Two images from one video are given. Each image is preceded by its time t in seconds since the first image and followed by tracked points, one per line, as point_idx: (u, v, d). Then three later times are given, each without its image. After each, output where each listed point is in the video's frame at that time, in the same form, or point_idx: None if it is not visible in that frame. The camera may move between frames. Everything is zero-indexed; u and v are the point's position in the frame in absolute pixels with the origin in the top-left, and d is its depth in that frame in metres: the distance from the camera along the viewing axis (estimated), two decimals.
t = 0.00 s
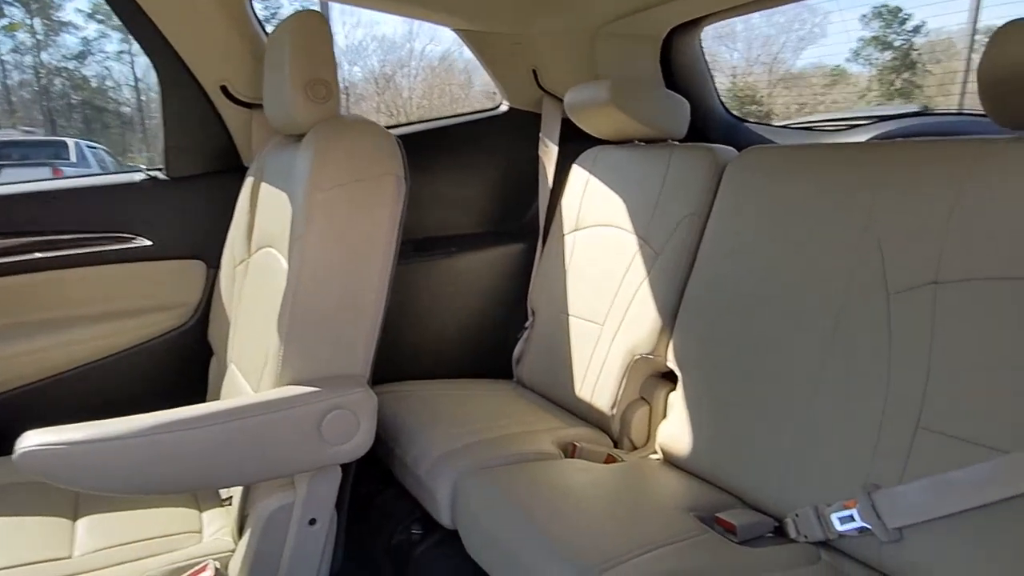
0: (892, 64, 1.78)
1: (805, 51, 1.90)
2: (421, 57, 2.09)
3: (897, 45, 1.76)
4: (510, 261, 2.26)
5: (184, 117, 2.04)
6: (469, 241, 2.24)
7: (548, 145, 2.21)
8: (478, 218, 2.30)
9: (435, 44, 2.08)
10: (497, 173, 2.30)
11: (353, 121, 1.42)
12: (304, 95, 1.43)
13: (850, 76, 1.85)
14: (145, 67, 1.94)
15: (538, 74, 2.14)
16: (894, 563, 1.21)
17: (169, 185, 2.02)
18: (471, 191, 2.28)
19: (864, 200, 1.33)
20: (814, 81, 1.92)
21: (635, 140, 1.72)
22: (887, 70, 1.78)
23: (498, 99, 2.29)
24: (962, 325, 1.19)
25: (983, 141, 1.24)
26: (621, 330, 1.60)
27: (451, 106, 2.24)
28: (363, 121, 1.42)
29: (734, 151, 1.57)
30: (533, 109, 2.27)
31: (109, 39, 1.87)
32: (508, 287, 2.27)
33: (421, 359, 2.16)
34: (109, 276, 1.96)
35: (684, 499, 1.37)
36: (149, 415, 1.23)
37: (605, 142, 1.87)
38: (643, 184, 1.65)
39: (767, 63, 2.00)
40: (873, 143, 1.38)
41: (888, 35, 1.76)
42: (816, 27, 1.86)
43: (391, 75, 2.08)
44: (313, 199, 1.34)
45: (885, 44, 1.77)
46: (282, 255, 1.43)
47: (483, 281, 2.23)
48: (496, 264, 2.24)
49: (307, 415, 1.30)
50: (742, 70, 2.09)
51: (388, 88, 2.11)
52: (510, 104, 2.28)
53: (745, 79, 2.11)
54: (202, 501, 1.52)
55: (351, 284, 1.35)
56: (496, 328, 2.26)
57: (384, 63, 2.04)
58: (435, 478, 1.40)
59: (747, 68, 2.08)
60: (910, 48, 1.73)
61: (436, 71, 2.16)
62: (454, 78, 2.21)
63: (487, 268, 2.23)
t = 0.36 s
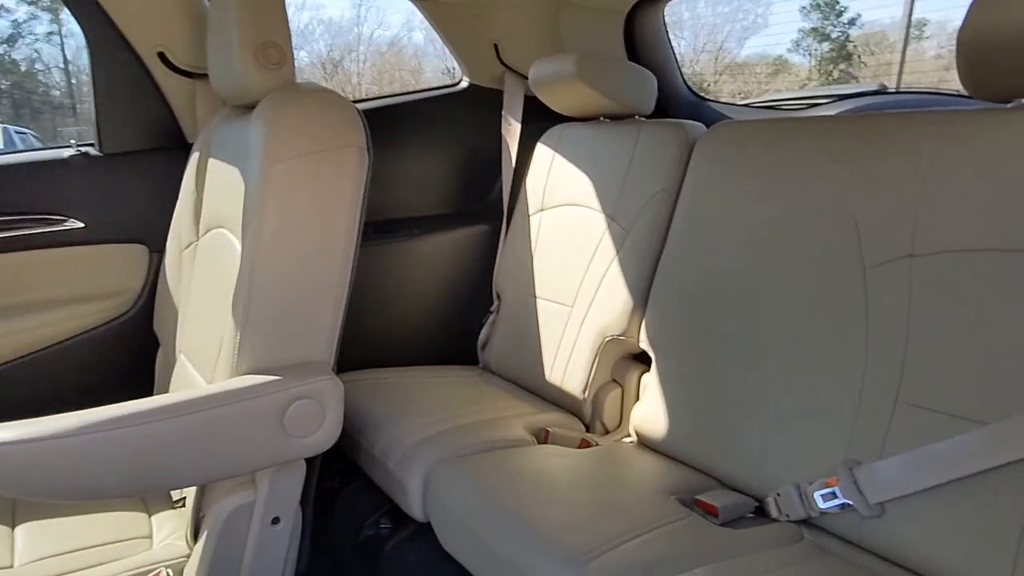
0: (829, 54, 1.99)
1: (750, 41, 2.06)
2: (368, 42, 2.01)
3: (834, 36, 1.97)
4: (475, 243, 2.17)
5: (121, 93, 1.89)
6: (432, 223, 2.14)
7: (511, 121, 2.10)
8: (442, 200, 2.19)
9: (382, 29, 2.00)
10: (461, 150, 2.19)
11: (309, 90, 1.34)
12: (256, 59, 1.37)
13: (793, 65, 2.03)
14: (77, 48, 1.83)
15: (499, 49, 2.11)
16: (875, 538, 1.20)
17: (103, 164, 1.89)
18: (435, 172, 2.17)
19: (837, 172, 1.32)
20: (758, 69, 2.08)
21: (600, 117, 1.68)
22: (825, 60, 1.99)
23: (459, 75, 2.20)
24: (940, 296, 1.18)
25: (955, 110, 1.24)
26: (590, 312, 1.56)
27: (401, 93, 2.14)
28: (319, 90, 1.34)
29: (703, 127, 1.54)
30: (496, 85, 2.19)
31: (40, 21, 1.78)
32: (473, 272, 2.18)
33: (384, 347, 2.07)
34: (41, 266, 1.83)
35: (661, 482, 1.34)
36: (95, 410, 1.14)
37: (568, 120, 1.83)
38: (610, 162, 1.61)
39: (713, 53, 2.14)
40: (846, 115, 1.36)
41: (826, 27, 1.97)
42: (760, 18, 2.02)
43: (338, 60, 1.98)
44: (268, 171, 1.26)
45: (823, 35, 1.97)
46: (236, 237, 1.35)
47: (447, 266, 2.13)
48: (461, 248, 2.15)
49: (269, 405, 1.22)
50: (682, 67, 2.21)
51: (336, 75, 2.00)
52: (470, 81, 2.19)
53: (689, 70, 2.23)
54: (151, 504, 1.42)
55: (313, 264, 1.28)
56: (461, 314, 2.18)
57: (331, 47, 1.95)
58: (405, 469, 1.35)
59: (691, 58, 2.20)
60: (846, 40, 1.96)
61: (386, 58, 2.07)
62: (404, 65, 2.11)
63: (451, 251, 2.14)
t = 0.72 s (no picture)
0: (772, 46, 2.06)
1: (697, 32, 2.16)
2: (317, 30, 1.93)
3: (777, 28, 2.04)
4: (445, 231, 2.08)
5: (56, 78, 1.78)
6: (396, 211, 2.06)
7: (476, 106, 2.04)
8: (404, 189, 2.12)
9: (331, 15, 1.92)
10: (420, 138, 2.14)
11: (270, 70, 1.28)
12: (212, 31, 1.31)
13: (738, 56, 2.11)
14: (6, 35, 1.72)
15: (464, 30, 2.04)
16: (856, 518, 1.22)
17: (39, 153, 1.77)
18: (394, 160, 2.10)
19: (810, 155, 1.32)
20: (706, 60, 2.18)
21: (568, 101, 1.65)
22: (769, 51, 2.07)
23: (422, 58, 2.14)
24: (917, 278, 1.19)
25: (925, 93, 1.25)
26: (564, 299, 1.54)
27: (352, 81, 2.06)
28: (282, 69, 1.29)
29: (675, 112, 1.53)
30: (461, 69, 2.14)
31: None
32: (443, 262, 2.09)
33: (350, 344, 1.97)
34: None
35: (641, 469, 1.33)
36: (50, 416, 1.06)
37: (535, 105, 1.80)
38: (580, 147, 1.59)
39: (662, 43, 2.24)
40: (816, 98, 1.37)
41: (769, 20, 2.04)
42: (706, 10, 2.10)
43: (284, 48, 1.90)
44: (230, 154, 1.21)
45: (766, 28, 2.05)
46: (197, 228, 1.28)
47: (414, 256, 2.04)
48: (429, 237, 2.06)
49: (241, 404, 1.16)
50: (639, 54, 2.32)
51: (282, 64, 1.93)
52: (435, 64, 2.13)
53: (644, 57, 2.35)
54: (109, 514, 1.34)
55: (282, 254, 1.23)
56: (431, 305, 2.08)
57: (276, 34, 1.88)
58: (383, 466, 1.32)
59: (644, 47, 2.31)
60: (788, 32, 2.02)
61: (335, 47, 1.98)
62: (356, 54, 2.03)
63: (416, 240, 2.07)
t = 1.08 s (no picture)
0: (726, 40, 2.09)
1: (653, 25, 2.18)
2: (269, 19, 1.83)
3: (730, 23, 2.06)
4: (415, 223, 2.03)
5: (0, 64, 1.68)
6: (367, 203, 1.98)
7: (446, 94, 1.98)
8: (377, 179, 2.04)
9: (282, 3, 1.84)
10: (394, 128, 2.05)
11: (239, 52, 1.22)
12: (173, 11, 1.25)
13: (693, 50, 2.14)
14: None
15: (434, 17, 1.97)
16: (840, 501, 1.23)
17: None
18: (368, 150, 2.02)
19: (786, 143, 1.33)
20: (662, 52, 2.20)
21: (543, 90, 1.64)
22: (722, 45, 2.09)
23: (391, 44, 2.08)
24: (898, 263, 1.21)
25: (900, 81, 1.27)
26: (543, 289, 1.52)
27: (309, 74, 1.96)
28: (253, 51, 1.23)
29: (651, 100, 1.53)
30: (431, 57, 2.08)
31: None
32: (413, 254, 2.04)
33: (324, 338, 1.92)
34: None
35: (625, 459, 1.33)
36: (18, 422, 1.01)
37: (506, 93, 1.77)
38: (556, 135, 1.57)
39: (619, 35, 2.25)
40: (792, 86, 1.38)
41: (723, 14, 2.06)
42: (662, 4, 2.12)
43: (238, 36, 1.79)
44: (200, 141, 1.15)
45: (720, 22, 2.07)
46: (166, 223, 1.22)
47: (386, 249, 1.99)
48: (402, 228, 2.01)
49: (220, 405, 1.12)
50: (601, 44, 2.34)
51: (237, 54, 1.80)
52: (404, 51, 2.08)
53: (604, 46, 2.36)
54: (72, 525, 1.27)
55: (258, 245, 1.18)
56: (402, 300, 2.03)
57: (229, 22, 1.77)
58: (366, 464, 1.31)
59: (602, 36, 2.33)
60: (741, 26, 2.05)
61: (289, 39, 1.89)
62: (307, 47, 1.95)
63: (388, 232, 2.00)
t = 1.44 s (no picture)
0: (681, 34, 2.10)
1: (609, 18, 2.18)
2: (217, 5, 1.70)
3: (685, 17, 2.08)
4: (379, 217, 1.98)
5: None
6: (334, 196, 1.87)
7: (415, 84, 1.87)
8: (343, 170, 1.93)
9: None
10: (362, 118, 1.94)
11: (204, 32, 1.16)
12: None
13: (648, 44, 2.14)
14: None
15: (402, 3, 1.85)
16: (820, 486, 1.24)
17: None
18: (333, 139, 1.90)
19: (762, 132, 1.33)
20: (618, 46, 2.21)
21: (514, 80, 1.61)
22: (677, 40, 2.10)
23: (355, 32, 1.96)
24: (875, 251, 1.22)
25: (872, 71, 1.29)
26: (519, 280, 1.50)
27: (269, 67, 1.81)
28: (218, 31, 1.17)
29: (625, 91, 1.51)
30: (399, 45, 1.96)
31: None
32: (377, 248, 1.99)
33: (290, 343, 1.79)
34: None
35: (607, 451, 1.31)
36: None
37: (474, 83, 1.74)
38: (529, 124, 1.54)
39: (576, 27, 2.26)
40: (765, 76, 1.38)
41: (677, 9, 2.07)
42: None
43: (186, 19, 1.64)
44: (166, 126, 1.09)
45: (674, 17, 2.08)
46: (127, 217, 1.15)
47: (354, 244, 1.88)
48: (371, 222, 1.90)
49: (195, 406, 1.07)
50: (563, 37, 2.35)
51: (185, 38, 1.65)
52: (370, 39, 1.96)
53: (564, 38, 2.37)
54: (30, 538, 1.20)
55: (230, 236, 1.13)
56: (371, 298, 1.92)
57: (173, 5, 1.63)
58: (345, 463, 1.29)
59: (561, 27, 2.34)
60: (695, 21, 2.06)
61: (242, 28, 1.75)
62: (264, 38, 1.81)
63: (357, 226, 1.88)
